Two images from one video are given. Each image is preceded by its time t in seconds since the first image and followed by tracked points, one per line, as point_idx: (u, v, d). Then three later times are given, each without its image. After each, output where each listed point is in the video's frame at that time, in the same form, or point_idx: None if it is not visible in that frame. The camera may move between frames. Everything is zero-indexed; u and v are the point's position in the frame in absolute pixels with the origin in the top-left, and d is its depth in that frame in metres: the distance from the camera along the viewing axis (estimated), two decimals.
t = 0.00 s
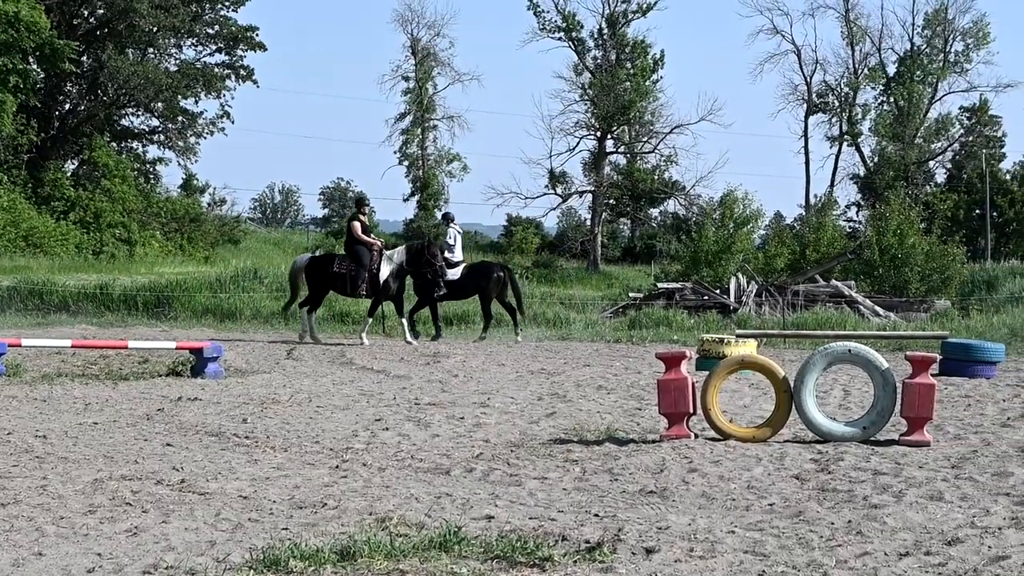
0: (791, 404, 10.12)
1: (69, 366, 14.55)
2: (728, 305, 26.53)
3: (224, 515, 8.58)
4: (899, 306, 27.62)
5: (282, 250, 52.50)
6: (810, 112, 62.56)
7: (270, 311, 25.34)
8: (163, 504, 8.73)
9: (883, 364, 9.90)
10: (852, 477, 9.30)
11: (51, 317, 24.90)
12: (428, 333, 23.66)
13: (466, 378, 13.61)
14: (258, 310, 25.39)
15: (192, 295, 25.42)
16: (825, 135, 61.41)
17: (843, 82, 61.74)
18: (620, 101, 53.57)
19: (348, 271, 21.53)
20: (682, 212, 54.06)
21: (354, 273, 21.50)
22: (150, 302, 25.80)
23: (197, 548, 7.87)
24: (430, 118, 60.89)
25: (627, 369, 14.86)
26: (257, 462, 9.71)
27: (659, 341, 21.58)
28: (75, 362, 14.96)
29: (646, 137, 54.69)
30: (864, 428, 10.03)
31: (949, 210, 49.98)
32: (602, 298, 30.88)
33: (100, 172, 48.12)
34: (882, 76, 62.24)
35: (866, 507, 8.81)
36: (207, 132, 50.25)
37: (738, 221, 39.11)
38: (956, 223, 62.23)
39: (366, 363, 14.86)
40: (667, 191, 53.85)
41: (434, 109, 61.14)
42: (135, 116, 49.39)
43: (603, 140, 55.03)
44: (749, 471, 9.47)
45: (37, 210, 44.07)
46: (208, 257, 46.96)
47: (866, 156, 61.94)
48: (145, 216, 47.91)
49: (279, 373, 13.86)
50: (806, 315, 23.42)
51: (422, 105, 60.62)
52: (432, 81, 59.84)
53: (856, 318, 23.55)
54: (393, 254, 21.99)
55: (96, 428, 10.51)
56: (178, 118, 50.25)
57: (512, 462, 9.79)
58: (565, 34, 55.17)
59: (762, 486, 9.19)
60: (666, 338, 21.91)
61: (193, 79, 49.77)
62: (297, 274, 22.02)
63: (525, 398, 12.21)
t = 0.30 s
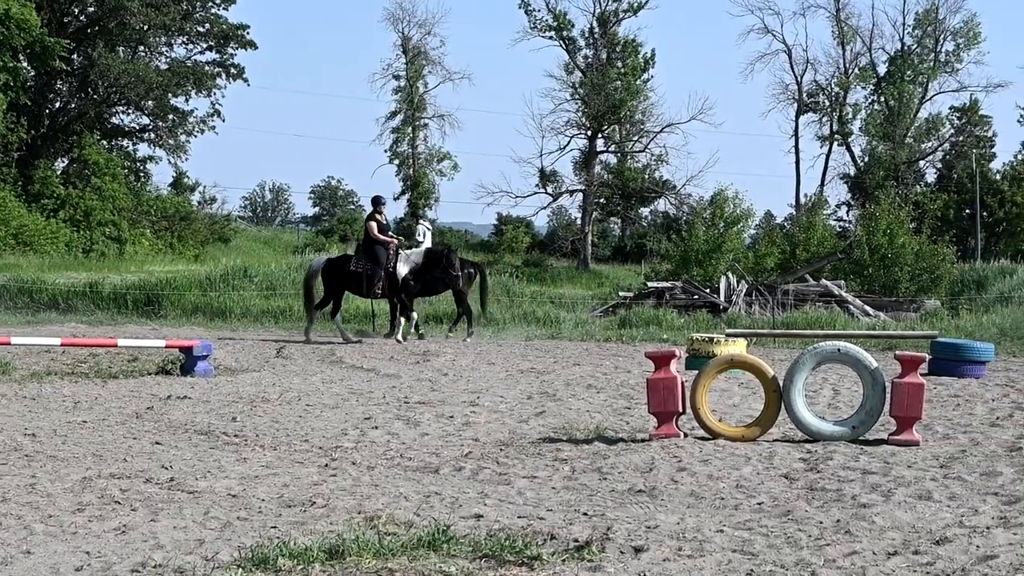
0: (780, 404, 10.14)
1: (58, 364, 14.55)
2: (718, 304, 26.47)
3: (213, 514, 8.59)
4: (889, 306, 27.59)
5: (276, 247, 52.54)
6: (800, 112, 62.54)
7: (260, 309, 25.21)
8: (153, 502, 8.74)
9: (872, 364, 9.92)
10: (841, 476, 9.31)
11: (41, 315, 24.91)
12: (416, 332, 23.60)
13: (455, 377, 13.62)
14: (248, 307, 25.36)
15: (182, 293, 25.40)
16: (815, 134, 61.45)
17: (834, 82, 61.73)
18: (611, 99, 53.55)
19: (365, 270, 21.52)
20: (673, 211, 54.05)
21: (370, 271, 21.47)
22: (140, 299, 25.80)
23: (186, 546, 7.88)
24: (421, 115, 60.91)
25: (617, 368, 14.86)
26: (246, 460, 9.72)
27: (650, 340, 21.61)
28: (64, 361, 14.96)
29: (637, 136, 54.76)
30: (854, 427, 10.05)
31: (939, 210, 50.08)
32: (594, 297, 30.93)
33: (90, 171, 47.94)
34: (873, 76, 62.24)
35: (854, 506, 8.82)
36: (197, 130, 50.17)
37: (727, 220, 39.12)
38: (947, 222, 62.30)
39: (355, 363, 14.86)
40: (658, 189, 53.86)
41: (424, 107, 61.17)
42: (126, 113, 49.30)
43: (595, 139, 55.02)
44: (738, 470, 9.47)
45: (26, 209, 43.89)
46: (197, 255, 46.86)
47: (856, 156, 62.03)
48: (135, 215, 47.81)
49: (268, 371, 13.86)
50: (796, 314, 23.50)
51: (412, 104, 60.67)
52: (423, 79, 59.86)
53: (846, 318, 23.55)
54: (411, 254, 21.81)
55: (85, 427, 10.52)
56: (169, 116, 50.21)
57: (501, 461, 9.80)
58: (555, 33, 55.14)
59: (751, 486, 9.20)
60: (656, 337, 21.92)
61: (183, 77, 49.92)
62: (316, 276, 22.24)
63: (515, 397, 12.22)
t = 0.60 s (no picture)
0: (772, 403, 10.15)
1: (50, 362, 14.54)
2: (709, 304, 26.44)
3: (204, 513, 8.58)
4: (880, 304, 27.60)
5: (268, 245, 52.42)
6: (792, 110, 62.64)
7: (251, 308, 25.24)
8: (144, 501, 8.72)
9: (864, 362, 9.93)
10: (832, 475, 9.31)
11: (32, 313, 24.90)
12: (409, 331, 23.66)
13: (447, 375, 13.62)
14: (239, 306, 25.36)
15: (173, 291, 25.40)
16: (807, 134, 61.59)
17: (825, 81, 61.80)
18: (602, 98, 53.60)
19: (383, 269, 21.37)
20: (664, 211, 54.13)
21: (389, 270, 21.33)
22: (131, 298, 25.76)
23: (177, 545, 7.87)
24: (412, 115, 60.95)
25: (609, 367, 14.87)
26: (238, 459, 9.70)
27: (642, 339, 21.62)
28: (55, 359, 14.96)
29: (628, 135, 54.86)
30: (845, 425, 10.06)
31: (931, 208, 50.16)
32: (586, 296, 30.93)
33: (82, 169, 47.66)
34: (864, 75, 62.33)
35: (846, 505, 8.83)
36: (188, 129, 50.11)
37: (720, 218, 39.21)
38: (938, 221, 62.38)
39: (347, 361, 14.85)
40: (650, 188, 53.93)
41: (415, 106, 61.22)
42: (117, 112, 49.21)
43: (586, 138, 55.04)
44: (729, 469, 9.48)
45: (17, 206, 43.78)
46: (189, 253, 46.72)
47: (848, 155, 62.26)
48: (127, 213, 47.64)
49: (260, 369, 13.86)
50: (787, 314, 23.53)
51: (404, 103, 60.64)
52: (414, 78, 59.90)
53: (837, 317, 23.59)
54: (428, 252, 21.71)
55: (76, 424, 10.51)
56: (160, 114, 50.19)
57: (493, 459, 9.80)
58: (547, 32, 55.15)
59: (743, 484, 9.21)
60: (648, 336, 21.93)
61: (174, 75, 49.77)
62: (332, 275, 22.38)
63: (506, 396, 12.21)
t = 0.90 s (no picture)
0: (761, 403, 10.16)
1: (40, 361, 14.56)
2: (700, 303, 26.48)
3: (193, 511, 8.59)
4: (871, 304, 27.56)
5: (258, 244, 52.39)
6: (783, 110, 62.63)
7: (242, 306, 25.24)
8: (133, 499, 8.74)
9: (854, 362, 9.94)
10: (821, 475, 9.32)
11: (22, 312, 24.86)
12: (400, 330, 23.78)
13: (438, 374, 13.63)
14: (230, 304, 25.38)
15: (163, 290, 25.41)
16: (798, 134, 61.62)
17: (817, 81, 61.79)
18: (593, 97, 53.64)
19: (404, 271, 21.25)
20: (655, 210, 54.09)
21: (408, 273, 21.21)
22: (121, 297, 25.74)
23: (166, 544, 7.88)
24: (404, 114, 61.11)
25: (599, 366, 14.88)
26: (227, 458, 9.72)
27: (632, 338, 21.64)
28: (46, 357, 14.97)
29: (620, 134, 54.87)
30: (835, 425, 10.08)
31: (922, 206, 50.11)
32: (578, 296, 30.89)
33: (74, 167, 46.97)
34: (856, 75, 62.30)
35: (834, 504, 8.84)
36: (178, 126, 50.00)
37: (712, 219, 39.22)
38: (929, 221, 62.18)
39: (338, 359, 14.86)
40: (641, 187, 53.95)
41: (407, 105, 61.43)
42: (108, 110, 49.19)
43: (577, 137, 55.01)
44: (719, 468, 9.49)
45: (8, 206, 43.03)
46: (180, 251, 46.63)
47: (839, 155, 62.34)
48: (118, 211, 47.40)
49: (250, 369, 13.88)
50: (778, 313, 23.53)
51: (396, 101, 60.82)
52: (406, 77, 60.07)
53: (828, 317, 23.61)
54: (448, 252, 21.75)
55: (66, 423, 10.53)
56: (151, 112, 50.26)
57: (482, 458, 9.81)
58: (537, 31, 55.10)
59: (732, 484, 9.23)
60: (638, 335, 21.94)
61: (165, 74, 49.81)
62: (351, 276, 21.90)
63: (497, 395, 12.23)
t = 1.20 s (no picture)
0: (731, 401, 10.20)
1: (8, 360, 14.51)
2: (671, 301, 26.54)
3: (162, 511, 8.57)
4: (841, 303, 27.59)
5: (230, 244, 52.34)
6: (753, 109, 62.75)
7: (212, 305, 25.22)
8: (102, 499, 8.72)
9: (823, 361, 9.98)
10: (791, 473, 9.35)
11: None
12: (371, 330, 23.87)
13: (409, 373, 13.64)
14: (200, 304, 25.36)
15: (133, 290, 25.36)
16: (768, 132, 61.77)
17: (786, 80, 61.94)
18: (564, 96, 53.72)
19: (399, 269, 21.48)
20: (626, 208, 54.14)
21: (404, 270, 21.41)
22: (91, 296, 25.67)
23: (134, 543, 7.85)
24: (374, 112, 61.64)
25: (570, 365, 14.91)
26: (197, 457, 9.70)
27: (604, 336, 21.69)
28: (14, 356, 14.92)
29: (590, 133, 54.92)
30: (804, 423, 10.12)
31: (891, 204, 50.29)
32: (550, 294, 30.92)
33: (42, 166, 45.92)
34: (826, 74, 62.49)
35: (804, 502, 8.87)
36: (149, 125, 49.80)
37: (681, 217, 39.32)
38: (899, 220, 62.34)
39: (308, 358, 14.86)
40: (612, 186, 54.01)
41: (378, 104, 61.83)
42: (78, 108, 48.92)
43: (548, 136, 54.99)
44: (689, 466, 9.51)
45: None
46: (150, 250, 46.29)
47: (810, 153, 62.55)
48: (88, 210, 47.10)
49: (220, 368, 13.87)
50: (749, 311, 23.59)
51: (366, 100, 61.37)
52: (376, 76, 60.66)
53: (799, 315, 23.69)
54: (446, 252, 21.51)
55: (35, 422, 10.51)
56: (121, 110, 50.11)
57: (452, 457, 9.81)
58: (509, 30, 55.11)
59: (702, 482, 9.24)
60: (610, 333, 22.00)
61: (135, 72, 49.70)
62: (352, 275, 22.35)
63: (467, 393, 12.25)
